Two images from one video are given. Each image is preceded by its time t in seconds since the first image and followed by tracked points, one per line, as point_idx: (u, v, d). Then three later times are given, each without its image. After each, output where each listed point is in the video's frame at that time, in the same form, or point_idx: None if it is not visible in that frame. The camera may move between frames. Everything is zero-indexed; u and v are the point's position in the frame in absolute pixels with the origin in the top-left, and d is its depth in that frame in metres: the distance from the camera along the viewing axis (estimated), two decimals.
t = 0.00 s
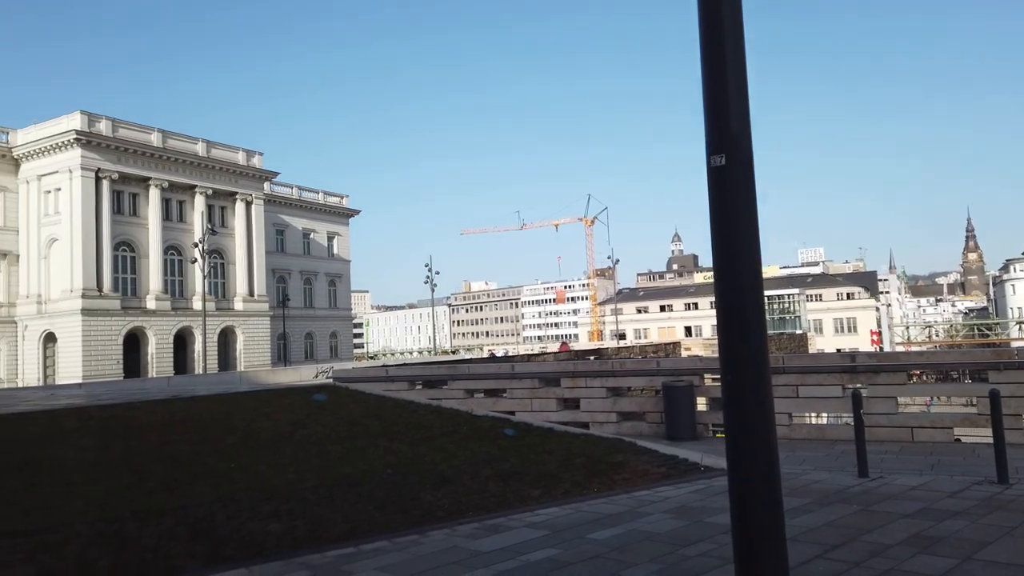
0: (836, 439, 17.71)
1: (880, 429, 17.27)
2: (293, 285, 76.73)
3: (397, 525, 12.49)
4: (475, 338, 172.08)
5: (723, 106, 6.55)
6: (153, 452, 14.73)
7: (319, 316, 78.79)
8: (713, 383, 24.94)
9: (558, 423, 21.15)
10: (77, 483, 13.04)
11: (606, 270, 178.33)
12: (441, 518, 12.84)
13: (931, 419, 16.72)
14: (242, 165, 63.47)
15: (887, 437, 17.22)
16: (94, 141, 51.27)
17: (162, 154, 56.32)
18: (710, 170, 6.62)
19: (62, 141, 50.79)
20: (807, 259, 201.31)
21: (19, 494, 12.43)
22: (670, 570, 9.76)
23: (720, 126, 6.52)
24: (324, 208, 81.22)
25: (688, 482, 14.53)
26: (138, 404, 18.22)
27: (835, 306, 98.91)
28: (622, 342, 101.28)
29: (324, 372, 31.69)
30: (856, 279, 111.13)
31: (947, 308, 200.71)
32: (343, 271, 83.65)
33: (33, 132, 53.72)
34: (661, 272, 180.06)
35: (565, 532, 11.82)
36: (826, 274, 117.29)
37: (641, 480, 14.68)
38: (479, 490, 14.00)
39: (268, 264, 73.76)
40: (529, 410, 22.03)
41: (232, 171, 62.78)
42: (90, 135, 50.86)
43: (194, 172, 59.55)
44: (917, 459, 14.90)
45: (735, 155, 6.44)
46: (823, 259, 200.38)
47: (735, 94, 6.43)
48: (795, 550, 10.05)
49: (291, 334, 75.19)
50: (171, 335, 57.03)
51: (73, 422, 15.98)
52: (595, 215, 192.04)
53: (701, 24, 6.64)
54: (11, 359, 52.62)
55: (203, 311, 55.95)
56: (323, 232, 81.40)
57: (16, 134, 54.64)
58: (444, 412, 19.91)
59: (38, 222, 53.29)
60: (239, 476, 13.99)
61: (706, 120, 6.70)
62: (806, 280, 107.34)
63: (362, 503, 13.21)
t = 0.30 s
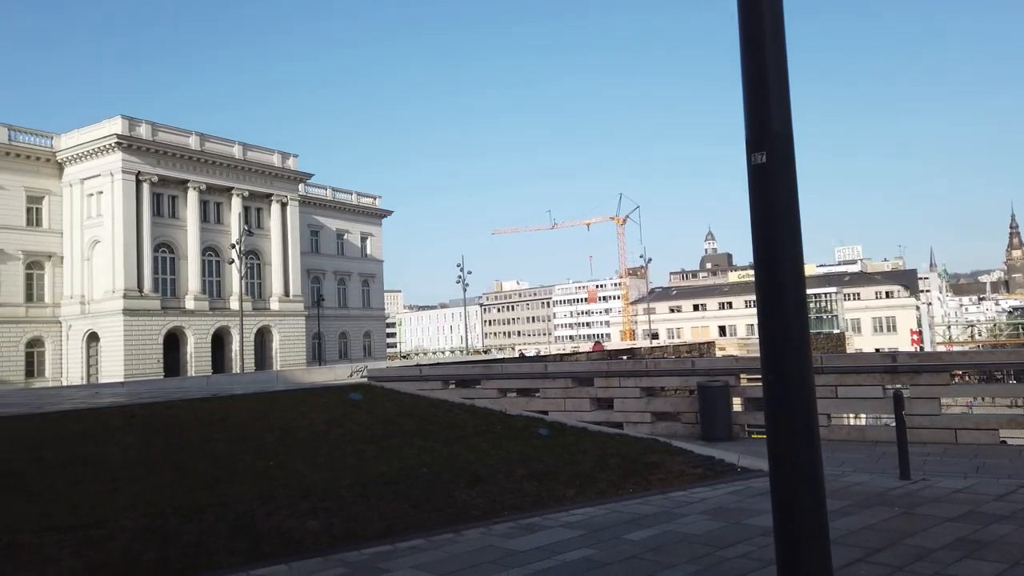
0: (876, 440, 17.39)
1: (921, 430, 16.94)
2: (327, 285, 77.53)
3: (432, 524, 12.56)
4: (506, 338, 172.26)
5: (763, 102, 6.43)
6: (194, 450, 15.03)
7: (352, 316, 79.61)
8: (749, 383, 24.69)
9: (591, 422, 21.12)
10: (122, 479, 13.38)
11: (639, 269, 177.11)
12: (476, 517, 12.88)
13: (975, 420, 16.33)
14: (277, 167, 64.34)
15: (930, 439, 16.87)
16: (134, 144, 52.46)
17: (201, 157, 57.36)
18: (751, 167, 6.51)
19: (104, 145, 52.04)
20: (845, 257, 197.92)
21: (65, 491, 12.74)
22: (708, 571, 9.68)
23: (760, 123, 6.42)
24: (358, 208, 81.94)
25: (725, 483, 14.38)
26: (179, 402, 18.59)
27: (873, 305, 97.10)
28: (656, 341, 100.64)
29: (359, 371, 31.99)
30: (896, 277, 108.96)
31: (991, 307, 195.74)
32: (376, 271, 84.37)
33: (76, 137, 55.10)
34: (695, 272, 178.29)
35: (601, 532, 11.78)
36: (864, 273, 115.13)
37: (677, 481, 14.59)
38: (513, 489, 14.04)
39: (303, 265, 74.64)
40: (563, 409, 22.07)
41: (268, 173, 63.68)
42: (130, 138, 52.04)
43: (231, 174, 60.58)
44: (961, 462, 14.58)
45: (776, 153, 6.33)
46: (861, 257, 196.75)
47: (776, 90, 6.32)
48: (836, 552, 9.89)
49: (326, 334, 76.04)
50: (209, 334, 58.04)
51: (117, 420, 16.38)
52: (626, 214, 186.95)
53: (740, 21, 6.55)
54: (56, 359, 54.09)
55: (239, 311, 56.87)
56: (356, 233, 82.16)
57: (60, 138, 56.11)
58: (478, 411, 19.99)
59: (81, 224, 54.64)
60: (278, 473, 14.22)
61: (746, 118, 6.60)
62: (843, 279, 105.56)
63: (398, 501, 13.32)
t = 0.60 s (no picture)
0: (922, 442, 17.00)
1: (970, 432, 16.53)
2: (363, 287, 78.31)
3: (471, 523, 12.62)
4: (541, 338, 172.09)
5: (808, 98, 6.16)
6: (237, 449, 15.30)
7: (388, 317, 80.32)
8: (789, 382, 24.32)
9: (628, 423, 21.07)
10: (168, 477, 13.68)
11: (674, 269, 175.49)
12: (515, 517, 12.90)
13: None
14: (314, 170, 65.14)
15: (978, 441, 16.45)
16: (176, 149, 53.60)
17: (239, 161, 58.37)
18: (796, 164, 6.20)
19: (147, 151, 53.27)
20: (886, 256, 193.74)
21: (114, 488, 13.08)
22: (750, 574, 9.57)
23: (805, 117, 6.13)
24: (393, 210, 82.58)
25: (766, 485, 14.19)
26: (222, 402, 18.92)
27: (917, 304, 94.87)
28: (692, 342, 99.62)
29: (395, 371, 32.23)
30: (940, 276, 106.30)
31: None
32: (410, 272, 84.97)
33: (119, 142, 56.46)
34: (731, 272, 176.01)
35: (640, 533, 11.71)
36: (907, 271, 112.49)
37: (717, 482, 14.43)
38: (551, 490, 14.02)
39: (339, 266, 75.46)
40: (599, 410, 22.04)
41: (305, 176, 64.51)
42: (172, 143, 53.18)
43: (269, 177, 61.53)
44: (1011, 465, 14.17)
45: (822, 148, 6.02)
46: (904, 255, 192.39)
47: (821, 83, 6.02)
48: (882, 556, 9.71)
49: (362, 335, 76.83)
50: (249, 335, 59.00)
51: (164, 419, 16.75)
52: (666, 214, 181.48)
53: (783, 13, 6.27)
54: (102, 359, 55.56)
55: (278, 312, 57.69)
56: (391, 234, 82.81)
57: (105, 144, 57.53)
58: (515, 411, 20.02)
59: (124, 228, 56.00)
60: (319, 472, 14.41)
61: (791, 113, 6.29)
62: (886, 277, 103.25)
63: (436, 500, 13.39)
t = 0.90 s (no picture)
0: (979, 442, 16.51)
1: None
2: (404, 285, 79.01)
3: (515, 520, 12.67)
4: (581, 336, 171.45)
5: (862, 87, 5.65)
6: (285, 444, 15.59)
7: (429, 315, 80.95)
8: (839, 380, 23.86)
9: (672, 421, 20.94)
10: (220, 472, 14.00)
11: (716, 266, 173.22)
12: (560, 514, 12.90)
13: None
14: (357, 170, 65.91)
15: None
16: (222, 151, 54.80)
17: (284, 162, 59.40)
18: (850, 156, 5.72)
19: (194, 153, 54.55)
20: (937, 250, 188.64)
21: (169, 482, 13.46)
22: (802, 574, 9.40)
23: (859, 106, 5.62)
24: (434, 209, 83.11)
25: (816, 484, 13.92)
26: (270, 399, 19.28)
27: (970, 300, 92.24)
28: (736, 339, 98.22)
29: (439, 368, 32.45)
30: (994, 270, 103.14)
31: None
32: (451, 270, 85.46)
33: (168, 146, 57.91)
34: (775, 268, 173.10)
35: (687, 532, 11.59)
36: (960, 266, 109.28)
37: (765, 481, 14.22)
38: (595, 487, 13.99)
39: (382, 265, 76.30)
40: (643, 408, 21.95)
41: (348, 176, 65.32)
42: (218, 146, 54.39)
43: (312, 178, 62.47)
44: None
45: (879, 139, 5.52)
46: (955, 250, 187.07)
47: (877, 67, 5.52)
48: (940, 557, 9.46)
49: (404, 333, 77.59)
50: (294, 333, 60.03)
51: (215, 415, 17.15)
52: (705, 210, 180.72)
53: None
54: (154, 356, 57.09)
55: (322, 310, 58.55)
56: (432, 233, 83.37)
57: (155, 148, 59.05)
58: (559, 409, 20.01)
59: (173, 229, 57.42)
60: (365, 467, 14.62)
61: (844, 102, 5.80)
62: (938, 272, 100.40)
63: (481, 496, 13.46)
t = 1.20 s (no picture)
0: None
1: None
2: (448, 282, 79.58)
3: (564, 515, 12.71)
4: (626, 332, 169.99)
5: (925, 70, 5.34)
6: (336, 438, 15.88)
7: (473, 311, 81.45)
8: (894, 376, 23.25)
9: (721, 417, 20.73)
10: (274, 465, 14.34)
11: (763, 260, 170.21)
12: (609, 510, 12.88)
13: None
14: (401, 168, 66.47)
15: None
16: (271, 152, 55.93)
17: (330, 162, 60.31)
18: (913, 143, 5.42)
19: (244, 154, 55.76)
20: (996, 242, 182.23)
21: (226, 474, 13.84)
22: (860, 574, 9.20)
23: (922, 90, 5.30)
24: (477, 206, 83.39)
25: (872, 482, 13.61)
26: (320, 393, 19.62)
27: None
28: (785, 334, 96.28)
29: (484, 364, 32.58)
30: None
31: None
32: (494, 267, 85.74)
33: (218, 147, 59.25)
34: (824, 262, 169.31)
35: (739, 529, 11.44)
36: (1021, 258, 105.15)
37: (819, 479, 13.97)
38: (644, 483, 13.96)
39: (426, 262, 76.94)
40: (690, 404, 21.73)
41: (392, 174, 65.93)
42: (267, 147, 55.53)
43: (357, 177, 63.28)
44: None
45: (945, 125, 5.21)
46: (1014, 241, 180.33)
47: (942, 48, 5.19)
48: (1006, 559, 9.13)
49: (449, 329, 78.11)
50: (341, 330, 60.93)
51: (269, 410, 17.52)
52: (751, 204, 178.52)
53: None
54: (207, 353, 58.52)
55: (369, 307, 59.27)
56: (475, 230, 83.71)
57: (206, 149, 60.48)
58: (606, 404, 19.95)
59: (224, 229, 58.76)
60: (415, 462, 14.81)
61: (906, 86, 5.48)
62: (997, 263, 96.76)
63: (529, 491, 13.54)
